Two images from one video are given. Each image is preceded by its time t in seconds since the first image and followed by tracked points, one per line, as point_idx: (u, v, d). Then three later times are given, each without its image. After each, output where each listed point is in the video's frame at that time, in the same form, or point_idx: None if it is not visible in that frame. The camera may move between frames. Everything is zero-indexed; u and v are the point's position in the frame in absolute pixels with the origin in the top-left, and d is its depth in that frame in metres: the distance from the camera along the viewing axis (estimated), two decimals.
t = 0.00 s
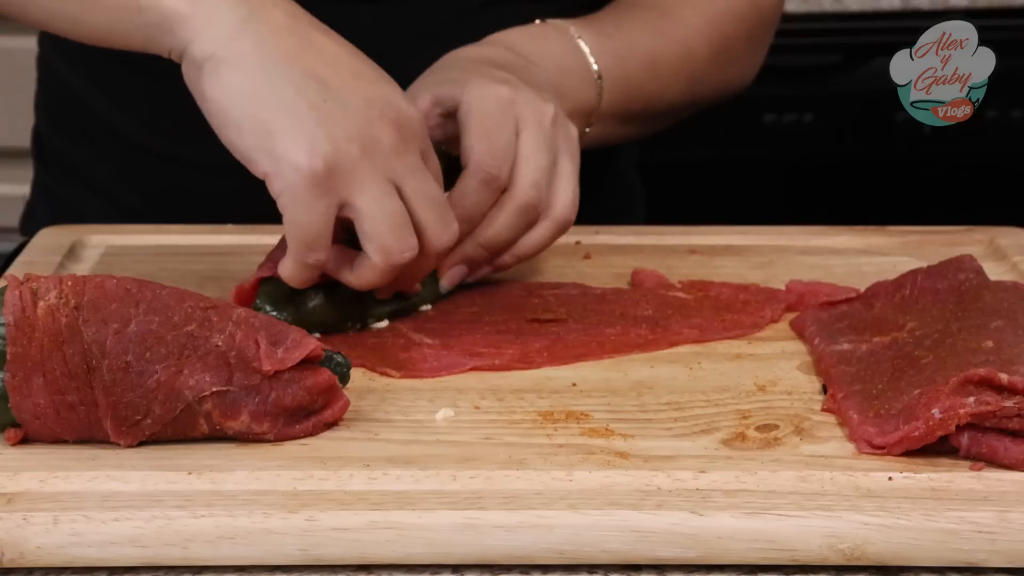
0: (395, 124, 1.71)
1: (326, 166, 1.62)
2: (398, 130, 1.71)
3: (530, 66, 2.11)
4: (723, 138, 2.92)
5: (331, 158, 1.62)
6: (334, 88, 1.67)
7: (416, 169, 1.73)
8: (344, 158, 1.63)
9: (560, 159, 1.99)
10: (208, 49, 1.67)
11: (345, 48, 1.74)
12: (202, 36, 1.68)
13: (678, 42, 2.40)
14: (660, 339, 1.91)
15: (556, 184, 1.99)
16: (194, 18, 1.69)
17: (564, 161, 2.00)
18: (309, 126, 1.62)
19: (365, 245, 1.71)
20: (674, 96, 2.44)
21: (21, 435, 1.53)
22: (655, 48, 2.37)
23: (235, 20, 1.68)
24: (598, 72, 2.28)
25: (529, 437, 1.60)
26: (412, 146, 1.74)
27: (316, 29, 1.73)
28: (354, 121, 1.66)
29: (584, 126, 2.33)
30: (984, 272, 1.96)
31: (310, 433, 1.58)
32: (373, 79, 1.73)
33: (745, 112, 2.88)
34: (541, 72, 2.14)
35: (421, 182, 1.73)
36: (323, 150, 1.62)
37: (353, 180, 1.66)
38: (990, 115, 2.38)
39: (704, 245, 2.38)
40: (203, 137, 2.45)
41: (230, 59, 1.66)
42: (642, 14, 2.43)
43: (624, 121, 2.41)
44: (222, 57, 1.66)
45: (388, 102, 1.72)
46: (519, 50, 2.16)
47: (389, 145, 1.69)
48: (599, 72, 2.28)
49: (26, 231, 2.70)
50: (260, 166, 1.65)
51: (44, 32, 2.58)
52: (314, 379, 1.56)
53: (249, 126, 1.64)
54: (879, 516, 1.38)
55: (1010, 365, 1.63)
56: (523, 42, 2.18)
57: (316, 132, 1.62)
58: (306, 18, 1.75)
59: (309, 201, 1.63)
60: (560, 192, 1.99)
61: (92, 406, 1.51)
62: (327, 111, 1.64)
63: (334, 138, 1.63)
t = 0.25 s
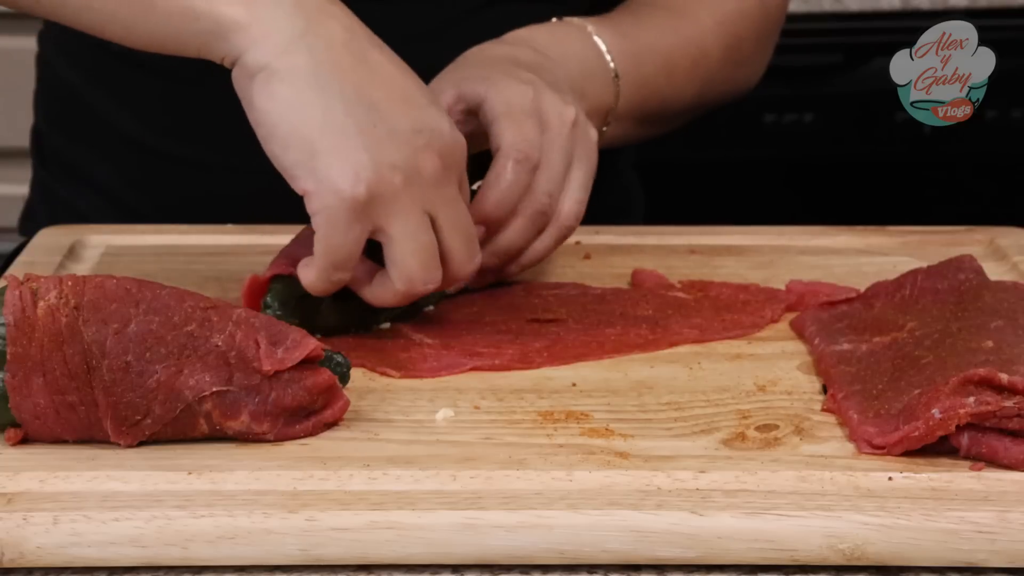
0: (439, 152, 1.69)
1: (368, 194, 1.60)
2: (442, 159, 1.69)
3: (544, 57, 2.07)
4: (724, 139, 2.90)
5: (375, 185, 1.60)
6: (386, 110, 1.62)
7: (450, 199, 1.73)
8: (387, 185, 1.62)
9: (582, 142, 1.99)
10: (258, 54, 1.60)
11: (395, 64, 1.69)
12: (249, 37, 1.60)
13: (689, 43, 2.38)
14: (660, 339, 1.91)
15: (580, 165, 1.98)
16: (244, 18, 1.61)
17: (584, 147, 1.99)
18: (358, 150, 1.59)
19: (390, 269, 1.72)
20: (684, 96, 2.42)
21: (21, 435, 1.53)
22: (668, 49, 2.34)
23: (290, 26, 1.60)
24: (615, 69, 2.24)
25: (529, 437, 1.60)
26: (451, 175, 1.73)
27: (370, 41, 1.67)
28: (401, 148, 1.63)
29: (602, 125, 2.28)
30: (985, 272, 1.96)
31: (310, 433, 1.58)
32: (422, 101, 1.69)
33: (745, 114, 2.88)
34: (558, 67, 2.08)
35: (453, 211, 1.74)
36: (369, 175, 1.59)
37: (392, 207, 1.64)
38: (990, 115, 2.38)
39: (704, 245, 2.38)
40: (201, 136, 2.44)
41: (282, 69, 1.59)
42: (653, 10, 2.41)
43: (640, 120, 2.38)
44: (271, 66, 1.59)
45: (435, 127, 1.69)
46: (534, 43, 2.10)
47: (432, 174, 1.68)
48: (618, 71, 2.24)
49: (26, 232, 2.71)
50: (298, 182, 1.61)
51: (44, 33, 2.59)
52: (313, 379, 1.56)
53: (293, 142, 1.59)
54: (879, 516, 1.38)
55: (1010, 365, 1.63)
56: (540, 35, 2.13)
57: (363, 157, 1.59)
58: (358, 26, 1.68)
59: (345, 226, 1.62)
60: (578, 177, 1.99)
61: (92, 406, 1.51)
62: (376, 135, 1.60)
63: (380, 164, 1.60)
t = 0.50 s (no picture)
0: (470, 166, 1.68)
1: (395, 207, 1.60)
2: (472, 174, 1.68)
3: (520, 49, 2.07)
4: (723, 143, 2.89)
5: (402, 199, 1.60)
6: (421, 122, 1.61)
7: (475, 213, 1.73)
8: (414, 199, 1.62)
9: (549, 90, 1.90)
10: (298, 56, 1.58)
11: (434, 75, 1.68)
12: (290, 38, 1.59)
13: (685, 44, 2.35)
14: (660, 339, 1.91)
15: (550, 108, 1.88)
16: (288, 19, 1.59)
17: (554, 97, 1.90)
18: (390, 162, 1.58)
19: (404, 278, 1.73)
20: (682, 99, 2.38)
21: (21, 434, 1.53)
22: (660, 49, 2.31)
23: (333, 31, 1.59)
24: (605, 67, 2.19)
25: (529, 437, 1.60)
26: (478, 189, 1.72)
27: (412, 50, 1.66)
28: (433, 162, 1.62)
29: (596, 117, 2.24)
30: (984, 272, 1.96)
31: (310, 433, 1.58)
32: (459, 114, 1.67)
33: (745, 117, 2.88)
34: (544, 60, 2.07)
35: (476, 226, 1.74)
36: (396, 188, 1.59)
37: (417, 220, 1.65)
38: (991, 115, 2.40)
39: (704, 245, 2.38)
40: (200, 136, 2.44)
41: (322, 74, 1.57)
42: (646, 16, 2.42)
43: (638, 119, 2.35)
44: (311, 70, 1.58)
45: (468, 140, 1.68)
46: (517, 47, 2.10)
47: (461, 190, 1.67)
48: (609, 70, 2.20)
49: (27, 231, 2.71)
50: (328, 187, 1.61)
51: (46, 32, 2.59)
52: (313, 379, 1.56)
53: (326, 147, 1.58)
54: (879, 516, 1.38)
55: (1010, 365, 1.63)
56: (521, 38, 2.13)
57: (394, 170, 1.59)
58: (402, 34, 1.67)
59: (366, 236, 1.63)
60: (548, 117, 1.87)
61: (92, 406, 1.51)
62: (410, 148, 1.60)
63: (410, 179, 1.60)
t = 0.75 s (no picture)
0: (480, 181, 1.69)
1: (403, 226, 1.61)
2: (483, 190, 1.69)
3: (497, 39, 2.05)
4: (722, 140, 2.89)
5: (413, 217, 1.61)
6: (435, 140, 1.61)
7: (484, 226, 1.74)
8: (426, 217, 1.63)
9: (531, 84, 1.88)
10: (313, 69, 1.55)
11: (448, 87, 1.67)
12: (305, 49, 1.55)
13: (678, 41, 2.35)
14: (660, 339, 1.91)
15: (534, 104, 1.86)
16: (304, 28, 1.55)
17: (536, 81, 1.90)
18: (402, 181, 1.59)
19: (408, 290, 1.75)
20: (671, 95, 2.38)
21: (21, 435, 1.53)
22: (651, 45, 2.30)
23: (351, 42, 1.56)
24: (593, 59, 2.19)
25: (529, 437, 1.60)
26: (488, 205, 1.73)
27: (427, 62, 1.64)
28: (444, 181, 1.63)
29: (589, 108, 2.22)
30: (984, 272, 1.96)
31: (310, 433, 1.58)
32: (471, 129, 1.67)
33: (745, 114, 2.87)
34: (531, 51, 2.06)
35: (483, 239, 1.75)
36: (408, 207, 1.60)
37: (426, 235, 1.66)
38: (990, 115, 2.39)
39: (704, 245, 2.38)
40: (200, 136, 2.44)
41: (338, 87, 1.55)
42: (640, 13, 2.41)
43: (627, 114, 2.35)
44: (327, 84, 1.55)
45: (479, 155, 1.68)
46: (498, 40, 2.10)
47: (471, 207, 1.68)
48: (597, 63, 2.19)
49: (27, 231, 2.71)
50: (338, 201, 1.61)
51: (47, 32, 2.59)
52: (314, 379, 1.56)
53: (338, 163, 1.58)
54: (879, 516, 1.38)
55: (1010, 365, 1.63)
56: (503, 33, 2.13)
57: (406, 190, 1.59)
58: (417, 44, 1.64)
59: (372, 251, 1.64)
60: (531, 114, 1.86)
61: (92, 406, 1.51)
62: (424, 167, 1.60)
63: (421, 198, 1.61)
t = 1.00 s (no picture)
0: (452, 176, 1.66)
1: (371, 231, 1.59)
2: (458, 188, 1.65)
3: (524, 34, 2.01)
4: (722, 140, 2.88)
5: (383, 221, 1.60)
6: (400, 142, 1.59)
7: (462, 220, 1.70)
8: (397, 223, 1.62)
9: (561, 111, 1.85)
10: (270, 82, 1.56)
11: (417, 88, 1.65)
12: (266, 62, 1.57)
13: (690, 37, 2.34)
14: (660, 339, 1.91)
15: (559, 134, 1.85)
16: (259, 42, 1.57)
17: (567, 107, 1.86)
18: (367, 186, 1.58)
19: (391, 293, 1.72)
20: (693, 82, 2.37)
21: (21, 434, 1.53)
22: (672, 36, 2.30)
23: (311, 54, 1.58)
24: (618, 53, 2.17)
25: (529, 437, 1.60)
26: (467, 202, 1.69)
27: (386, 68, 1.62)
28: (412, 182, 1.59)
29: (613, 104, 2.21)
30: (984, 272, 1.96)
31: (311, 433, 1.58)
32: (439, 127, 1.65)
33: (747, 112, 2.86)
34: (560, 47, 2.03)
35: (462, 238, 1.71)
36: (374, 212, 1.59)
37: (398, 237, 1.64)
38: (990, 115, 2.41)
39: (704, 245, 2.38)
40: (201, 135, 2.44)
41: (300, 99, 1.56)
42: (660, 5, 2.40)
43: (649, 111, 2.35)
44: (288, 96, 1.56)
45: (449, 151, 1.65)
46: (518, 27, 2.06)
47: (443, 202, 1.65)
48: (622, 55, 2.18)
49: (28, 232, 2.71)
50: (307, 213, 1.60)
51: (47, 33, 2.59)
52: (314, 379, 1.56)
53: (302, 176, 1.57)
54: (879, 516, 1.38)
55: (1010, 365, 1.63)
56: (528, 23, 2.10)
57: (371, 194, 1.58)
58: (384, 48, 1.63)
59: (348, 257, 1.62)
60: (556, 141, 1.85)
61: (92, 406, 1.51)
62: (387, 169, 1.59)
63: (387, 203, 1.59)
